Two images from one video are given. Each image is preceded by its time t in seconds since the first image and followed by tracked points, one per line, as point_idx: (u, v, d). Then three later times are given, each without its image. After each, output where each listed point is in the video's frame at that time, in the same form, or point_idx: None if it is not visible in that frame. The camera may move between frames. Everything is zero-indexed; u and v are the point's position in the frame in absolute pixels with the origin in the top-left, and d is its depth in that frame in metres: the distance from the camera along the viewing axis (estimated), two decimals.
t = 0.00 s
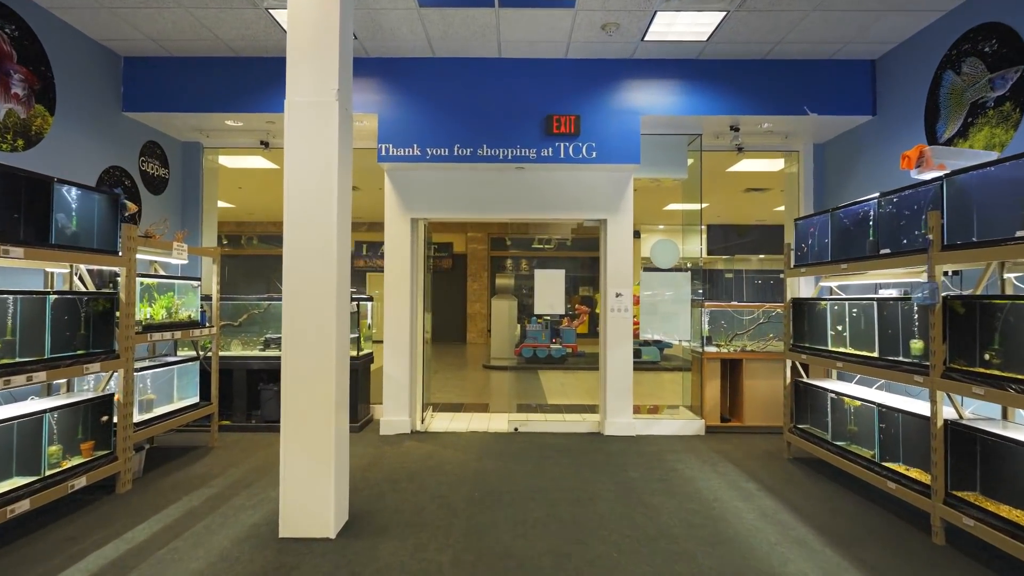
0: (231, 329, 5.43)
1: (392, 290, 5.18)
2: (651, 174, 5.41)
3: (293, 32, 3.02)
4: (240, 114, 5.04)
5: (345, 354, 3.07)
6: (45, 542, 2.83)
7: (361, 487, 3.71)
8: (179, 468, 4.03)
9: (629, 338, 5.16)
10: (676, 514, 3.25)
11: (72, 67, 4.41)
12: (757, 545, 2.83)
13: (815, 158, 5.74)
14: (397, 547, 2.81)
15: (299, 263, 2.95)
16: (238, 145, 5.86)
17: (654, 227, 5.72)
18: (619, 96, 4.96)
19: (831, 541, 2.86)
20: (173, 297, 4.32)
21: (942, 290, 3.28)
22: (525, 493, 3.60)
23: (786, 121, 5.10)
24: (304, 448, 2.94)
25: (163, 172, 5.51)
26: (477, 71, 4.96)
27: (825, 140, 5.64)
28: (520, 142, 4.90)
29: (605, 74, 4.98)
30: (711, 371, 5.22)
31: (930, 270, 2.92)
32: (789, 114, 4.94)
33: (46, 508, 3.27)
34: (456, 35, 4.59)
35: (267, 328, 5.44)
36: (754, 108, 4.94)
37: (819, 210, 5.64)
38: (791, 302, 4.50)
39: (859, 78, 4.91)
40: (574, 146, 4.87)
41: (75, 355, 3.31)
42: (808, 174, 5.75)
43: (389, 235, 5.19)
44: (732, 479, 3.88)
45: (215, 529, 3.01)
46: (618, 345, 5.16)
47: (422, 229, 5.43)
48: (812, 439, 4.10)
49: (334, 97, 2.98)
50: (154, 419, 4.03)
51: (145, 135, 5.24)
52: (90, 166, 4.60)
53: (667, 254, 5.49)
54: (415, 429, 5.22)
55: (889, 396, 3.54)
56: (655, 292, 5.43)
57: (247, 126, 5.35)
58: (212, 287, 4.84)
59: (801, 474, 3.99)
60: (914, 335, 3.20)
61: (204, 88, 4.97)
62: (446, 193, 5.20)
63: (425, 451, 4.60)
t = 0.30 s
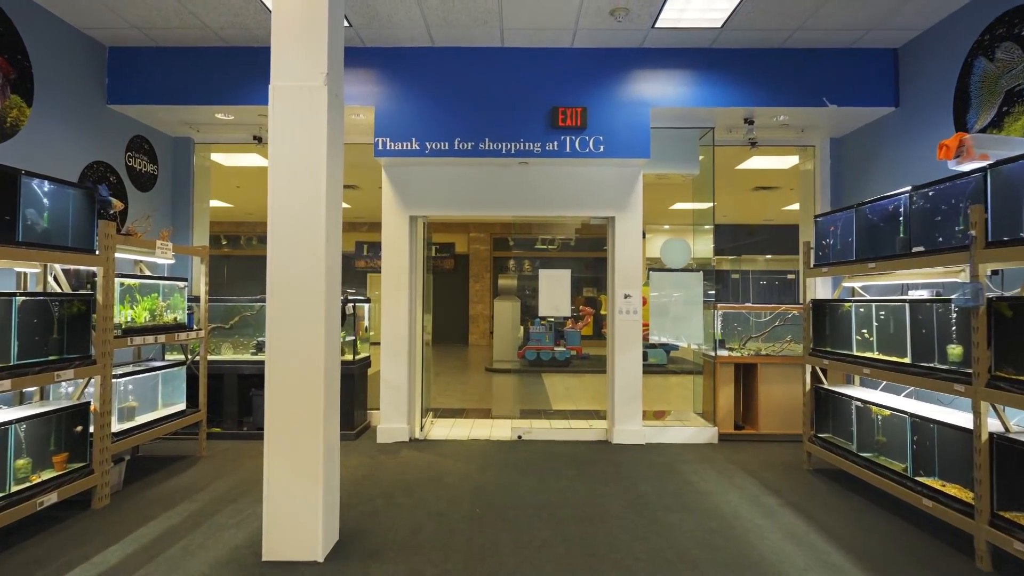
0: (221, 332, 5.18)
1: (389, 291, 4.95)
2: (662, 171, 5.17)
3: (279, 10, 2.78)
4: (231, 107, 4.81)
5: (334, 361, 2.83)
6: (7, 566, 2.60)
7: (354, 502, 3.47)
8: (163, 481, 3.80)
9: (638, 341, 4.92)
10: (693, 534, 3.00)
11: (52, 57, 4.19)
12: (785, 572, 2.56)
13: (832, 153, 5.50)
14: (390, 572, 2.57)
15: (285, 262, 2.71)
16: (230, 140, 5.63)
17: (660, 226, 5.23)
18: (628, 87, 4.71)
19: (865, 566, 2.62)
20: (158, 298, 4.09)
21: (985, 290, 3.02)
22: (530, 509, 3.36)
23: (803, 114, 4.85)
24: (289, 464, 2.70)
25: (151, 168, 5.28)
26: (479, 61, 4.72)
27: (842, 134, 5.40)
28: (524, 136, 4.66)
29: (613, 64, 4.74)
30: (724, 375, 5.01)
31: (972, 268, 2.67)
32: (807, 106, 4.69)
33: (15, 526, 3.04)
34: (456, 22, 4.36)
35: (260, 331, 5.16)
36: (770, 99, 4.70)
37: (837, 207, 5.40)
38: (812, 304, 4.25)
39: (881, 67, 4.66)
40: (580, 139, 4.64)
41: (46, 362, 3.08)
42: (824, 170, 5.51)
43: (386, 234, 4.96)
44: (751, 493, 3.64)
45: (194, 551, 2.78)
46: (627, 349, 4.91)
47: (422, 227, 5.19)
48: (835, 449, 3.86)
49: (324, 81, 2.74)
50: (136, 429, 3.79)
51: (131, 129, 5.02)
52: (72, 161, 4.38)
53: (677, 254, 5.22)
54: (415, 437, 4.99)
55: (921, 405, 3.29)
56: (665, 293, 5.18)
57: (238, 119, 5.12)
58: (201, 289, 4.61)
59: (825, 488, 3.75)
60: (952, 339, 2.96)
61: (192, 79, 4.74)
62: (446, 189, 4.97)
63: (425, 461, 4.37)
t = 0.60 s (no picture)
0: (212, 336, 4.94)
1: (388, 294, 4.71)
2: (674, 166, 4.92)
3: None
4: (221, 99, 4.57)
5: (323, 370, 2.59)
6: None
7: (347, 521, 3.22)
8: (145, 496, 3.56)
9: (650, 346, 4.67)
10: (716, 558, 2.75)
11: (30, 45, 3.95)
12: None
13: (853, 148, 5.23)
14: None
15: (268, 262, 2.47)
16: (222, 136, 5.40)
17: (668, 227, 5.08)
18: (639, 78, 4.47)
19: None
20: (141, 301, 3.85)
21: None
22: (537, 529, 3.10)
23: (824, 106, 4.60)
24: (273, 485, 2.45)
25: (139, 164, 5.05)
26: (481, 51, 4.48)
27: (863, 128, 5.14)
28: (529, 130, 4.42)
29: (624, 54, 4.49)
30: (740, 383, 4.75)
31: None
32: (829, 97, 4.44)
33: None
34: (457, 8, 4.11)
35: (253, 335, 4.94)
36: (790, 90, 4.43)
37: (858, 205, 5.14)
38: (837, 307, 3.99)
39: (908, 56, 4.41)
40: (589, 133, 4.39)
41: (12, 370, 2.84)
42: (844, 167, 5.26)
43: (384, 233, 4.72)
44: (775, 511, 3.37)
45: None
46: (638, 355, 4.66)
47: (422, 226, 4.96)
48: (863, 463, 3.60)
49: (311, 63, 2.50)
50: (114, 441, 3.53)
51: (118, 124, 4.78)
52: (53, 155, 4.14)
53: (693, 254, 4.97)
54: (415, 447, 4.74)
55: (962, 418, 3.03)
56: (678, 296, 4.92)
57: (229, 114, 4.88)
58: (189, 291, 4.37)
59: (853, 504, 3.49)
60: (1000, 346, 2.70)
61: (181, 71, 4.51)
62: (447, 186, 4.73)
63: (424, 473, 4.12)
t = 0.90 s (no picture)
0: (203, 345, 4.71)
1: (387, 299, 4.47)
2: (690, 166, 4.69)
3: None
4: (212, 96, 4.35)
5: (310, 386, 2.35)
6: None
7: (339, 546, 2.98)
8: (125, 518, 3.33)
9: (664, 356, 4.41)
10: None
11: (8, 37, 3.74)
12: None
13: (877, 146, 4.97)
14: None
15: (249, 267, 2.23)
16: (216, 135, 5.18)
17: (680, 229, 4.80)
18: (652, 72, 4.22)
19: None
20: (124, 308, 3.63)
21: None
22: (545, 557, 2.85)
23: (848, 101, 4.34)
24: (256, 515, 2.21)
25: (128, 164, 4.83)
26: (485, 44, 4.25)
27: (887, 124, 4.89)
28: (536, 126, 4.19)
29: (636, 46, 4.24)
30: (759, 393, 4.50)
31: None
32: (854, 91, 4.18)
33: None
34: None
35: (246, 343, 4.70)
36: (813, 84, 4.18)
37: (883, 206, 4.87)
38: (866, 314, 3.73)
39: (938, 47, 4.15)
40: (599, 130, 4.15)
41: None
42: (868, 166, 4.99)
43: (383, 236, 4.48)
44: (803, 536, 3.11)
45: None
46: (652, 365, 4.41)
47: (424, 229, 4.72)
48: (898, 483, 3.34)
49: (297, 47, 2.26)
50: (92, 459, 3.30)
51: (105, 122, 4.57)
52: (32, 154, 3.92)
53: (709, 261, 4.68)
54: (415, 462, 4.49)
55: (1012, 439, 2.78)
56: (693, 301, 4.67)
57: (222, 111, 4.66)
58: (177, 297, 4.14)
59: (888, 529, 3.22)
60: None
61: (169, 65, 4.29)
62: (450, 186, 4.50)
63: (424, 491, 3.87)
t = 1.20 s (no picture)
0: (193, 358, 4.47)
1: (387, 310, 4.23)
2: (707, 170, 4.44)
3: None
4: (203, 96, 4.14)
5: (293, 409, 2.11)
6: None
7: None
8: (101, 547, 3.08)
9: (681, 370, 4.15)
10: None
11: None
12: None
13: (903, 148, 4.71)
14: None
15: (224, 277, 2.00)
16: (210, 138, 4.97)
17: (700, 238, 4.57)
18: (666, 69, 3.99)
19: None
20: (105, 319, 3.40)
21: None
22: None
23: (876, 99, 4.09)
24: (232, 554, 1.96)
25: (117, 169, 4.62)
26: (491, 40, 4.03)
27: (913, 125, 4.63)
28: (544, 127, 3.96)
29: (650, 42, 4.01)
30: (782, 410, 4.24)
31: None
32: (881, 89, 3.93)
33: None
34: None
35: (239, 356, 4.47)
36: (838, 81, 3.93)
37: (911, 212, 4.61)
38: (900, 326, 3.46)
39: (971, 41, 3.90)
40: (610, 130, 3.92)
41: None
42: (892, 171, 4.74)
43: (382, 243, 4.24)
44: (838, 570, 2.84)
45: None
46: (668, 380, 4.14)
47: (426, 236, 4.49)
48: (941, 511, 3.06)
49: (280, 33, 2.04)
50: (65, 484, 3.07)
51: (92, 124, 4.36)
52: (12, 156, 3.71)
53: (727, 267, 4.42)
54: (416, 484, 4.23)
55: None
56: (712, 312, 4.41)
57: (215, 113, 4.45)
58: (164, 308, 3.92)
59: (930, 562, 2.94)
60: None
61: (158, 64, 4.08)
62: (453, 191, 4.27)
63: (424, 516, 3.61)
